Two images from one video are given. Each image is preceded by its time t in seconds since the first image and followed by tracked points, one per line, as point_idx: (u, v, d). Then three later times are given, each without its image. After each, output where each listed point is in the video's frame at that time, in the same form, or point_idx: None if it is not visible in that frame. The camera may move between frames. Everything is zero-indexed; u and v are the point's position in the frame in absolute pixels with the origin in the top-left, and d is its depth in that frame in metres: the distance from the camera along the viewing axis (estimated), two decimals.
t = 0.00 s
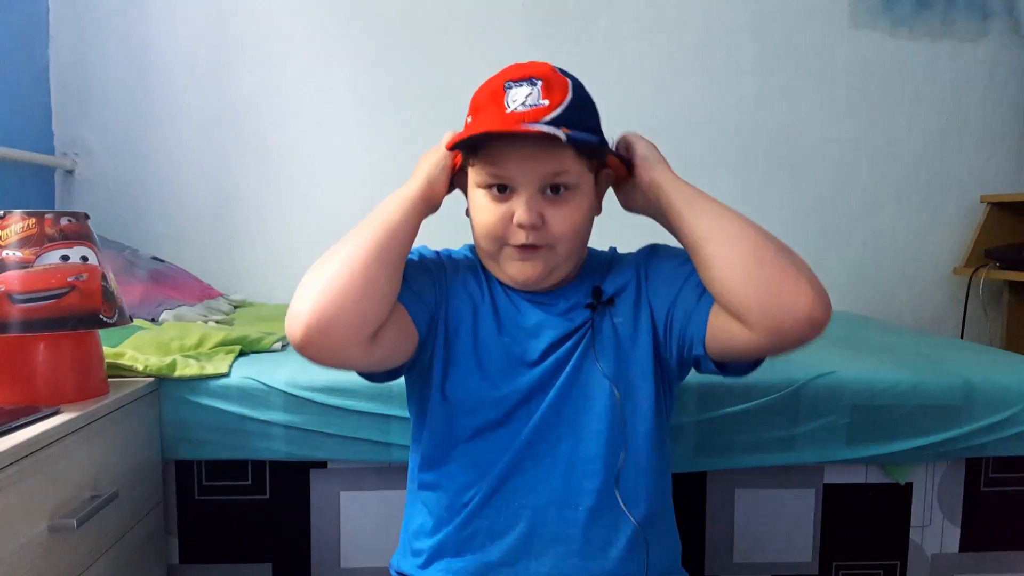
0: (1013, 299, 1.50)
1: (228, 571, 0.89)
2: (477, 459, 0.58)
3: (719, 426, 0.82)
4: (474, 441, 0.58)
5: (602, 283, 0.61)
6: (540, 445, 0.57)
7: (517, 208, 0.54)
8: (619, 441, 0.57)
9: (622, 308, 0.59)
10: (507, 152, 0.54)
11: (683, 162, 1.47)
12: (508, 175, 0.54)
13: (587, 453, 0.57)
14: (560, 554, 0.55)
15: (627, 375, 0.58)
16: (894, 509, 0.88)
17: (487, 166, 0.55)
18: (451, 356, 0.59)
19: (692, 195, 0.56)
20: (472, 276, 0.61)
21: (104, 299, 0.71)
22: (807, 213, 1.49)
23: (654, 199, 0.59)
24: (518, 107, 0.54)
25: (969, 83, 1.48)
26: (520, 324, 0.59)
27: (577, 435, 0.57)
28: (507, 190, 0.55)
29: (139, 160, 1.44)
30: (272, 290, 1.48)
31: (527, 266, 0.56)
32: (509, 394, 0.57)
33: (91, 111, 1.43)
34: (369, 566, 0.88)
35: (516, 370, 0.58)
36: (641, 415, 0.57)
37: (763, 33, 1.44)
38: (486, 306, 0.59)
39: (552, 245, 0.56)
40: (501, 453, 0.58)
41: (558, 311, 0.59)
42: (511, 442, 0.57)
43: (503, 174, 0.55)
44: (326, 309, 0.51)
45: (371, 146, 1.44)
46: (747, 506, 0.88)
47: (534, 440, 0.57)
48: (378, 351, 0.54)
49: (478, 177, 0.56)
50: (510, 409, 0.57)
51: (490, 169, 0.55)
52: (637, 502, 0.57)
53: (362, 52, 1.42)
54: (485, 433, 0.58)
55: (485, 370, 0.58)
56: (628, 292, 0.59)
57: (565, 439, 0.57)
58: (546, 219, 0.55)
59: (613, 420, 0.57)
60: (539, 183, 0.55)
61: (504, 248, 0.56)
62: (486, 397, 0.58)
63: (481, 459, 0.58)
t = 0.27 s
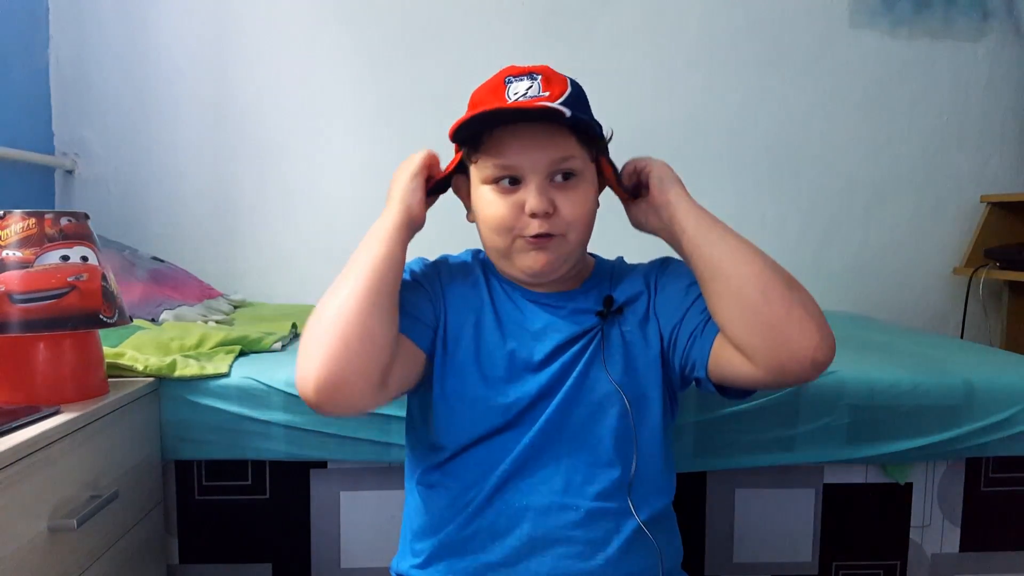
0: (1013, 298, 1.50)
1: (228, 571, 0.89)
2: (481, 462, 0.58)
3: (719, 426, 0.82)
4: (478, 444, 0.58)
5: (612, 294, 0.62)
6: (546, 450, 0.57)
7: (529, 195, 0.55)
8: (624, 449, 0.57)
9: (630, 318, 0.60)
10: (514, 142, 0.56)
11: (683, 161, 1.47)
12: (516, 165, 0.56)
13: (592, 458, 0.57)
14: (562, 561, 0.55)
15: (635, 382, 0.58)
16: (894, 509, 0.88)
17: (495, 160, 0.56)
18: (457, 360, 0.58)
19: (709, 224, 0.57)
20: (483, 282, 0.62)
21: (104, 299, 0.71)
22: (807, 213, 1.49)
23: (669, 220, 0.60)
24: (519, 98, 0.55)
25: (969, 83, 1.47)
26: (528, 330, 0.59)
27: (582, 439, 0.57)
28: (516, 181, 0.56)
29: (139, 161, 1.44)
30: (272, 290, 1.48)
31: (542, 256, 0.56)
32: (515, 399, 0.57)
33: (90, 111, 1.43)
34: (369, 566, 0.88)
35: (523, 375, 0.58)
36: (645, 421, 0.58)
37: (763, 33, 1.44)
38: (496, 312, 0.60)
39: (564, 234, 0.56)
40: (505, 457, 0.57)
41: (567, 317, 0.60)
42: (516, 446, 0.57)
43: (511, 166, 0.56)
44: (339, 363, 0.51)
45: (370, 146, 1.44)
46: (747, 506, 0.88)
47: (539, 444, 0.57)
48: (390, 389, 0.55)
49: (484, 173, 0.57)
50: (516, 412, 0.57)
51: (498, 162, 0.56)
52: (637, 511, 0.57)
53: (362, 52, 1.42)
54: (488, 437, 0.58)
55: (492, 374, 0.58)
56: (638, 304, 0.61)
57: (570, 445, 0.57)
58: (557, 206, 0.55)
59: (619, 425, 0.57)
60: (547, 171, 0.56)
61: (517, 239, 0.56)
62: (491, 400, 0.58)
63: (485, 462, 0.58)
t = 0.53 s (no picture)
0: (1013, 298, 1.50)
1: (228, 571, 0.89)
2: (485, 467, 0.58)
3: (720, 426, 0.82)
4: (482, 450, 0.58)
5: (617, 300, 0.62)
6: (552, 455, 0.57)
7: (539, 195, 0.55)
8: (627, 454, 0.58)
9: (635, 325, 0.61)
10: (524, 141, 0.56)
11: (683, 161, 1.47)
12: (525, 163, 0.55)
13: (598, 462, 0.57)
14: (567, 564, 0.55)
15: (641, 388, 0.59)
16: (894, 510, 0.88)
17: (503, 158, 0.56)
18: (462, 366, 0.59)
19: (709, 249, 0.56)
20: (488, 287, 0.62)
21: (104, 299, 0.71)
22: (807, 213, 1.49)
23: (645, 242, 0.60)
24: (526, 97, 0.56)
25: (969, 83, 1.47)
26: (533, 335, 0.60)
27: (589, 444, 0.58)
28: (524, 179, 0.56)
29: (139, 161, 1.44)
30: (272, 290, 1.48)
31: (550, 255, 0.57)
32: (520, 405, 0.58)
33: (91, 111, 1.43)
34: (369, 566, 0.88)
35: (528, 381, 0.58)
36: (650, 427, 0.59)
37: (763, 33, 1.44)
38: (501, 317, 0.60)
39: (572, 232, 0.57)
40: (511, 462, 0.58)
41: (572, 323, 0.60)
42: (520, 452, 0.58)
43: (520, 164, 0.56)
44: (359, 371, 0.51)
45: (371, 146, 1.44)
46: (747, 506, 0.88)
47: (546, 449, 0.57)
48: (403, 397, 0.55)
49: (491, 170, 0.57)
50: (521, 418, 0.57)
51: (507, 160, 0.56)
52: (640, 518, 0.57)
53: (362, 52, 1.42)
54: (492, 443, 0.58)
55: (496, 380, 0.58)
56: (643, 312, 0.61)
57: (577, 450, 0.58)
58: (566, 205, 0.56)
59: (625, 430, 0.57)
60: (555, 169, 0.56)
61: (525, 238, 0.57)
62: (496, 406, 0.58)
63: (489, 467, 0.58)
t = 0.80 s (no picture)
0: (1013, 298, 1.50)
1: (228, 571, 0.89)
2: (482, 470, 0.58)
3: (720, 426, 0.82)
4: (480, 453, 0.58)
5: (615, 304, 0.62)
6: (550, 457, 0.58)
7: (544, 192, 0.56)
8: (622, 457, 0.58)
9: (632, 328, 0.61)
10: (539, 138, 0.56)
11: (683, 161, 1.47)
12: (537, 159, 0.56)
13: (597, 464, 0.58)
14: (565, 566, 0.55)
15: (639, 391, 0.59)
16: (894, 510, 0.88)
17: (517, 154, 0.57)
18: (458, 369, 0.58)
19: (719, 260, 0.55)
20: (484, 289, 0.62)
21: (104, 299, 0.71)
22: (807, 213, 1.49)
23: (656, 245, 0.60)
24: (548, 94, 0.57)
25: (969, 83, 1.48)
26: (531, 339, 0.60)
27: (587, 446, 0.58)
28: (533, 175, 0.57)
29: (139, 161, 1.44)
30: (272, 290, 1.48)
31: (546, 254, 0.57)
32: (518, 409, 0.58)
33: (90, 111, 1.43)
34: (369, 566, 0.88)
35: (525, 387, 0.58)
36: (648, 429, 0.59)
37: (763, 33, 1.44)
38: (497, 320, 0.60)
39: (571, 235, 0.57)
40: (509, 463, 0.58)
41: (571, 326, 0.60)
42: (518, 455, 0.58)
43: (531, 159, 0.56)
44: (336, 376, 0.51)
45: (371, 146, 1.44)
46: (747, 506, 0.88)
47: (544, 451, 0.57)
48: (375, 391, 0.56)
49: (504, 160, 0.57)
50: (519, 421, 0.57)
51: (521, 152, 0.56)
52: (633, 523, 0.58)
53: (362, 52, 1.42)
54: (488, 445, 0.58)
55: (494, 383, 0.58)
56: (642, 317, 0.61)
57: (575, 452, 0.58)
58: (569, 206, 0.56)
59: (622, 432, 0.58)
60: (565, 170, 0.56)
61: (523, 235, 0.57)
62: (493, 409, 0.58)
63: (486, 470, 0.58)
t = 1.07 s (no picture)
0: (1013, 298, 1.50)
1: (228, 571, 0.89)
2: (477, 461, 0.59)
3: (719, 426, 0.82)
4: (473, 444, 0.59)
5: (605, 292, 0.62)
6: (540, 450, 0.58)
7: (543, 160, 0.59)
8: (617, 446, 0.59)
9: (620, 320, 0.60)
10: (545, 120, 0.61)
11: (683, 161, 1.46)
12: (540, 134, 0.60)
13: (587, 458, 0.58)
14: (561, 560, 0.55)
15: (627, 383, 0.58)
16: (894, 509, 0.88)
17: (524, 133, 0.61)
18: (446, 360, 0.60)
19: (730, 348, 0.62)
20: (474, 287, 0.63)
21: (104, 299, 0.71)
22: (807, 213, 1.49)
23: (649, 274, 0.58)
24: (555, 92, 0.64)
25: (970, 83, 1.48)
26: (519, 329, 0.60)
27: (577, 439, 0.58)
28: (535, 150, 0.60)
29: (139, 161, 1.44)
30: (272, 290, 1.48)
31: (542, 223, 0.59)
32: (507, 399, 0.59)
33: (91, 111, 1.43)
34: (369, 566, 0.88)
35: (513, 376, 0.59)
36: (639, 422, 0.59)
37: (763, 33, 1.44)
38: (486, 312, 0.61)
39: (563, 208, 0.59)
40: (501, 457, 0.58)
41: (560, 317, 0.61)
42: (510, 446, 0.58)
43: (535, 135, 0.60)
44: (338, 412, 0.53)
45: (371, 147, 1.44)
46: (747, 506, 0.88)
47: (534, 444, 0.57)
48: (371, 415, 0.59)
49: (511, 139, 0.62)
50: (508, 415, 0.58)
51: (525, 129, 0.61)
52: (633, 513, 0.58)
53: (362, 52, 1.42)
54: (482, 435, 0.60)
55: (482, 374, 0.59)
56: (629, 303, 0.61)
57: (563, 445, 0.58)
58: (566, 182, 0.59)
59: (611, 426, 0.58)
60: (566, 150, 0.60)
61: (518, 203, 0.59)
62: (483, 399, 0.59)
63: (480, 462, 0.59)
